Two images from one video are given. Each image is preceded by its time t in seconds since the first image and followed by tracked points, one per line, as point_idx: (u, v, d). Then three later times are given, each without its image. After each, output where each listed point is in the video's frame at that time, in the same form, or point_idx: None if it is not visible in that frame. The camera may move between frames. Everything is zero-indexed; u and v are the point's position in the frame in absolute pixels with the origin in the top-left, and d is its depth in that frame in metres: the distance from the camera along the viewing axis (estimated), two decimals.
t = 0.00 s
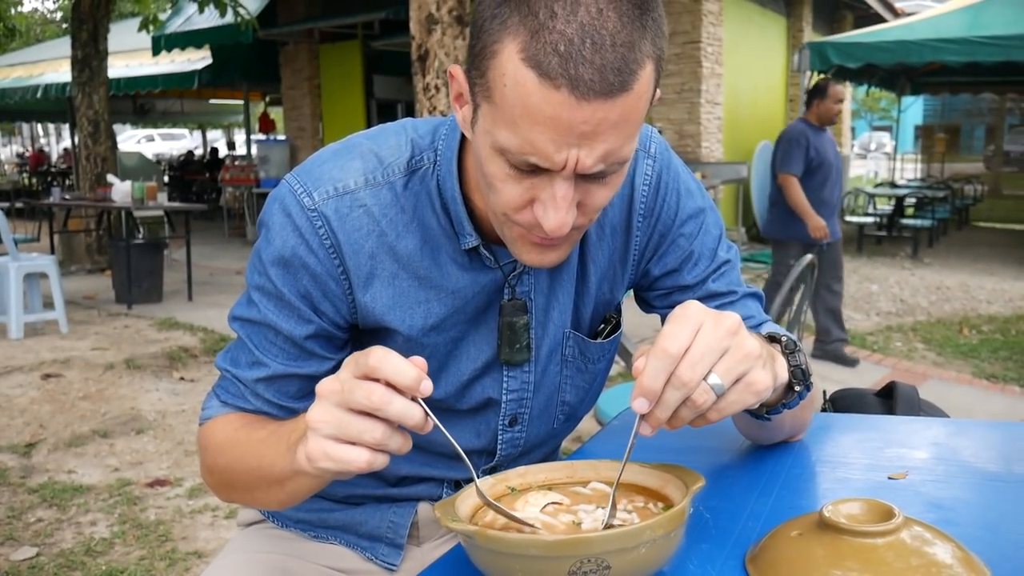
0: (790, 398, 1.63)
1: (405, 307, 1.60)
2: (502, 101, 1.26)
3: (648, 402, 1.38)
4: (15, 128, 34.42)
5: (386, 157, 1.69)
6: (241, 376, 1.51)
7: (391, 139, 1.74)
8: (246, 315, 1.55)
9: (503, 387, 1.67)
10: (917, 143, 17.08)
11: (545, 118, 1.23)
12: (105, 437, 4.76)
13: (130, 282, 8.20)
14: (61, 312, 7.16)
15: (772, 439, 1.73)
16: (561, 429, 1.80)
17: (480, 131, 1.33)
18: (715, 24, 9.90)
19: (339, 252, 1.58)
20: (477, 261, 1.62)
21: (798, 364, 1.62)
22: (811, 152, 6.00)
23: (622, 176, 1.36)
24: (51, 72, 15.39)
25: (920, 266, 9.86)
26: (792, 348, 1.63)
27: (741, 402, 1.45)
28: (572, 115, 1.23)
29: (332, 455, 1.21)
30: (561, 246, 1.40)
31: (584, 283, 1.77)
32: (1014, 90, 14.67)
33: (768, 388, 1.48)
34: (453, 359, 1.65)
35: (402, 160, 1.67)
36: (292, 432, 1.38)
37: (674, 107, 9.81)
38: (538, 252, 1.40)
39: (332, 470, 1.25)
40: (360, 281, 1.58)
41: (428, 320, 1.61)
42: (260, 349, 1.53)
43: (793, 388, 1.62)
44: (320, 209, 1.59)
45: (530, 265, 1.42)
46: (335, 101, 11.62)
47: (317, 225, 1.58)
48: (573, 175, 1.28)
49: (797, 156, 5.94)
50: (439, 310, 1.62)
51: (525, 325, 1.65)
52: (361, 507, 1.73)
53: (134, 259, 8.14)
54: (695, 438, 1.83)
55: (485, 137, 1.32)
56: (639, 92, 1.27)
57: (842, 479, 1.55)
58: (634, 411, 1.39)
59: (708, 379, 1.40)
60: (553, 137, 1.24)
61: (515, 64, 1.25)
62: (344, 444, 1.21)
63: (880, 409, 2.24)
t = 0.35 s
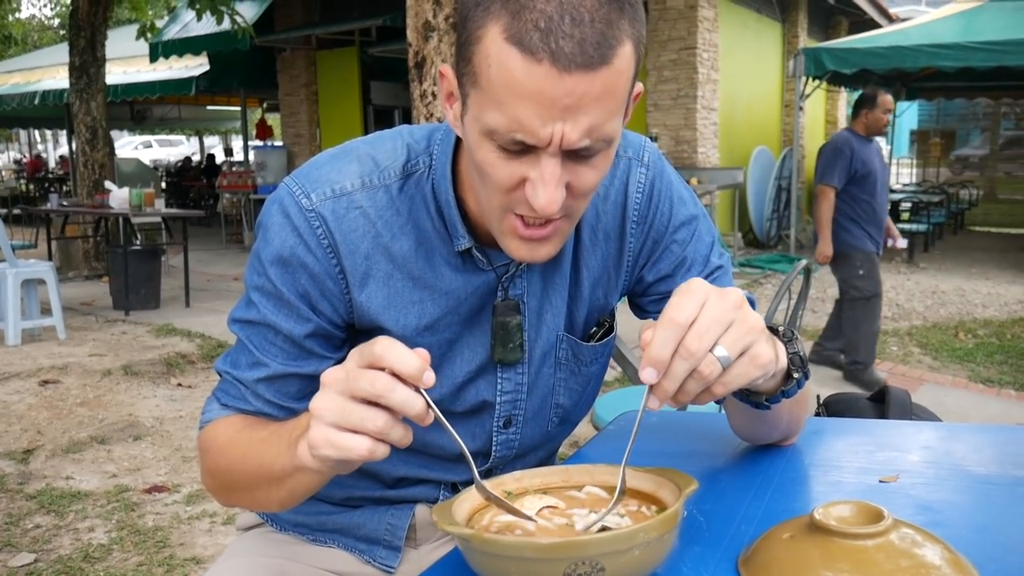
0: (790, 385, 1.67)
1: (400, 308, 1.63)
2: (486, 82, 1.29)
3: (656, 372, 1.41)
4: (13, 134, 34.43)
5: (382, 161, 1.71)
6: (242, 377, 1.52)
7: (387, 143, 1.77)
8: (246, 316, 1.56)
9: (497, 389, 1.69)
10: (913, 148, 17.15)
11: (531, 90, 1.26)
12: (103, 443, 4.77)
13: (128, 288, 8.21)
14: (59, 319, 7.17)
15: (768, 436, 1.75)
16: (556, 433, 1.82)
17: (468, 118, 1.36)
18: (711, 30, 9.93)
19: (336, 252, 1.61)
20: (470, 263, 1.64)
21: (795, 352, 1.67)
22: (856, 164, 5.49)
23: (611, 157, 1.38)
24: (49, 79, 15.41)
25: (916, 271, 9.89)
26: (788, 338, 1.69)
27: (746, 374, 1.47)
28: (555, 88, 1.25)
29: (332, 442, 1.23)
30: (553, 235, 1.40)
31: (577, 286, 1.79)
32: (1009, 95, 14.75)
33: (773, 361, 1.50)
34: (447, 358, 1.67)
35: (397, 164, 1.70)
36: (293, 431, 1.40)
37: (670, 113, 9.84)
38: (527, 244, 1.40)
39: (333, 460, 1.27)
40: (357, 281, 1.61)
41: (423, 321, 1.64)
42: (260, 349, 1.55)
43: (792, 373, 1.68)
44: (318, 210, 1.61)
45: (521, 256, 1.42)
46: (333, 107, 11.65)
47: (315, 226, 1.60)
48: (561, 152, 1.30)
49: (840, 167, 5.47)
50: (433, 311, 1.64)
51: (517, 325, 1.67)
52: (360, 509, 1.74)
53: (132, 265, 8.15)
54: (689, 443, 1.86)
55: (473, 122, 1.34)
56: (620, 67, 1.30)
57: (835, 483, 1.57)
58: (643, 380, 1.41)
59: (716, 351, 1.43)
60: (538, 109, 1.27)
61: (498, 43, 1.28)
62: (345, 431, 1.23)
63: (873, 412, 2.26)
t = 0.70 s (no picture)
0: (794, 368, 1.68)
1: (404, 303, 1.65)
2: (492, 16, 1.43)
3: (658, 331, 1.41)
4: (13, 142, 34.45)
5: (386, 160, 1.75)
6: (252, 377, 1.52)
7: (390, 144, 1.82)
8: (254, 316, 1.56)
9: (498, 386, 1.69)
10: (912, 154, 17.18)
11: (534, 14, 1.39)
12: (104, 451, 4.78)
13: (128, 296, 8.22)
14: (59, 327, 7.17)
15: (771, 433, 1.75)
16: (555, 435, 1.82)
17: (474, 69, 1.48)
18: (709, 37, 9.97)
19: (343, 248, 1.63)
20: (472, 259, 1.68)
21: (798, 336, 1.67)
22: (925, 184, 5.18)
23: (610, 112, 1.49)
24: (49, 88, 15.44)
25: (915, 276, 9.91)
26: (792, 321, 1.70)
27: (748, 340, 1.48)
28: (557, 12, 1.39)
29: (361, 410, 1.23)
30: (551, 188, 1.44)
31: (575, 286, 1.80)
32: (1008, 100, 14.79)
33: (774, 328, 1.51)
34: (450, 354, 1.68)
35: (401, 164, 1.74)
36: (309, 421, 1.42)
37: (669, 119, 9.86)
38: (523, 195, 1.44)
39: (358, 432, 1.28)
40: (362, 276, 1.63)
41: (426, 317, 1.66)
42: (270, 350, 1.55)
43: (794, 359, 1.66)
44: (325, 206, 1.65)
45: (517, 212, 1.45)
46: (332, 114, 11.68)
47: (323, 221, 1.63)
48: (560, 80, 1.42)
49: (914, 186, 5.11)
50: (437, 308, 1.66)
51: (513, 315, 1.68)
52: (361, 514, 1.75)
53: (133, 273, 8.16)
54: (689, 447, 1.87)
55: (479, 66, 1.47)
56: (618, 9, 1.43)
57: (835, 486, 1.58)
58: (645, 340, 1.42)
59: (719, 314, 1.44)
60: (539, 34, 1.40)
61: None
62: (371, 399, 1.24)
63: (872, 417, 2.27)
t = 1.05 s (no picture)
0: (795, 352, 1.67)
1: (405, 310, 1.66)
2: (486, 39, 1.42)
3: (657, 292, 1.41)
4: (13, 140, 34.41)
5: (385, 167, 1.77)
6: (258, 385, 1.52)
7: (388, 150, 1.82)
8: (258, 324, 1.57)
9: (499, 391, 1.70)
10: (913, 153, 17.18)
11: (527, 39, 1.38)
12: (104, 450, 4.78)
13: (128, 295, 8.22)
14: (60, 326, 7.17)
15: (776, 428, 1.74)
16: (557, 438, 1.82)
17: (469, 90, 1.49)
18: (710, 36, 9.96)
19: (344, 255, 1.65)
20: (472, 265, 1.69)
21: (799, 320, 1.67)
22: (992, 185, 5.05)
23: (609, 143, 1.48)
24: (49, 87, 15.42)
25: (916, 276, 9.91)
26: (794, 307, 1.71)
27: (749, 309, 1.48)
28: (551, 38, 1.38)
29: (371, 335, 1.28)
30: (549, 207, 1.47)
31: (577, 292, 1.80)
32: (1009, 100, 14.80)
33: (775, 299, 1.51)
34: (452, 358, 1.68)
35: (399, 170, 1.75)
36: (322, 404, 1.44)
37: (670, 119, 9.85)
38: (521, 213, 1.47)
39: (370, 365, 1.31)
40: (364, 283, 1.65)
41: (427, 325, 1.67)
42: (274, 357, 1.55)
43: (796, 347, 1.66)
44: (324, 214, 1.66)
45: (517, 230, 1.48)
46: (333, 114, 11.69)
47: (323, 229, 1.65)
48: (556, 105, 1.41)
49: (985, 187, 4.96)
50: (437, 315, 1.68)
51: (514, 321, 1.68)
52: (361, 513, 1.76)
53: (133, 273, 8.15)
54: (690, 446, 1.87)
55: (474, 89, 1.47)
56: (615, 31, 1.42)
57: (836, 485, 1.58)
58: (644, 302, 1.41)
59: (719, 277, 1.45)
60: (532, 58, 1.39)
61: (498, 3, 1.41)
62: (383, 327, 1.29)
63: (874, 416, 2.27)
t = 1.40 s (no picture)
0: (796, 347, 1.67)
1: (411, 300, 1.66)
2: (490, 26, 1.43)
3: (658, 298, 1.42)
4: (14, 140, 34.44)
5: (389, 161, 1.77)
6: (271, 377, 1.53)
7: (392, 144, 1.83)
8: (267, 318, 1.58)
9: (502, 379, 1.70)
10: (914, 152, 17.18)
11: (530, 29, 1.39)
12: (106, 448, 4.79)
13: (130, 293, 8.22)
14: (61, 324, 7.18)
15: (777, 425, 1.74)
16: (559, 431, 1.82)
17: (475, 75, 1.49)
18: (711, 34, 9.95)
19: (349, 246, 1.65)
20: (476, 256, 1.69)
21: (800, 320, 1.68)
22: None
23: (609, 125, 1.49)
24: (50, 85, 15.42)
25: (918, 274, 9.90)
26: (793, 306, 1.72)
27: (749, 306, 1.48)
28: (555, 26, 1.39)
29: (369, 333, 1.27)
30: (551, 186, 1.46)
31: (579, 283, 1.80)
32: (1011, 99, 14.80)
33: (775, 293, 1.51)
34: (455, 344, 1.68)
35: (403, 163, 1.76)
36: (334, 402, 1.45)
37: (671, 117, 9.85)
38: (524, 197, 1.47)
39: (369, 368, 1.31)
40: (370, 273, 1.65)
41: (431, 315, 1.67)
42: (286, 349, 1.56)
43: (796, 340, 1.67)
44: (328, 207, 1.66)
45: (522, 210, 1.47)
46: (334, 112, 11.69)
47: (328, 221, 1.65)
48: (559, 89, 1.42)
49: None
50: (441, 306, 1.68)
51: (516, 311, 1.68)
52: (366, 507, 1.76)
53: (134, 271, 8.16)
54: (691, 444, 1.87)
55: (479, 74, 1.47)
56: (616, 17, 1.43)
57: (838, 484, 1.58)
58: (644, 308, 1.42)
59: (720, 278, 1.45)
60: (535, 46, 1.40)
61: None
62: (383, 326, 1.28)
63: (875, 414, 2.27)
